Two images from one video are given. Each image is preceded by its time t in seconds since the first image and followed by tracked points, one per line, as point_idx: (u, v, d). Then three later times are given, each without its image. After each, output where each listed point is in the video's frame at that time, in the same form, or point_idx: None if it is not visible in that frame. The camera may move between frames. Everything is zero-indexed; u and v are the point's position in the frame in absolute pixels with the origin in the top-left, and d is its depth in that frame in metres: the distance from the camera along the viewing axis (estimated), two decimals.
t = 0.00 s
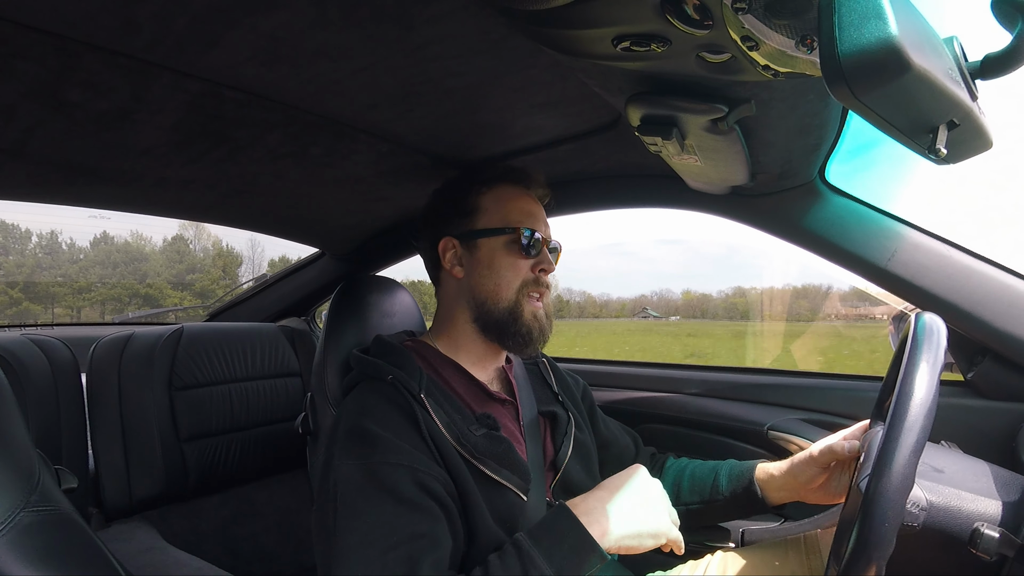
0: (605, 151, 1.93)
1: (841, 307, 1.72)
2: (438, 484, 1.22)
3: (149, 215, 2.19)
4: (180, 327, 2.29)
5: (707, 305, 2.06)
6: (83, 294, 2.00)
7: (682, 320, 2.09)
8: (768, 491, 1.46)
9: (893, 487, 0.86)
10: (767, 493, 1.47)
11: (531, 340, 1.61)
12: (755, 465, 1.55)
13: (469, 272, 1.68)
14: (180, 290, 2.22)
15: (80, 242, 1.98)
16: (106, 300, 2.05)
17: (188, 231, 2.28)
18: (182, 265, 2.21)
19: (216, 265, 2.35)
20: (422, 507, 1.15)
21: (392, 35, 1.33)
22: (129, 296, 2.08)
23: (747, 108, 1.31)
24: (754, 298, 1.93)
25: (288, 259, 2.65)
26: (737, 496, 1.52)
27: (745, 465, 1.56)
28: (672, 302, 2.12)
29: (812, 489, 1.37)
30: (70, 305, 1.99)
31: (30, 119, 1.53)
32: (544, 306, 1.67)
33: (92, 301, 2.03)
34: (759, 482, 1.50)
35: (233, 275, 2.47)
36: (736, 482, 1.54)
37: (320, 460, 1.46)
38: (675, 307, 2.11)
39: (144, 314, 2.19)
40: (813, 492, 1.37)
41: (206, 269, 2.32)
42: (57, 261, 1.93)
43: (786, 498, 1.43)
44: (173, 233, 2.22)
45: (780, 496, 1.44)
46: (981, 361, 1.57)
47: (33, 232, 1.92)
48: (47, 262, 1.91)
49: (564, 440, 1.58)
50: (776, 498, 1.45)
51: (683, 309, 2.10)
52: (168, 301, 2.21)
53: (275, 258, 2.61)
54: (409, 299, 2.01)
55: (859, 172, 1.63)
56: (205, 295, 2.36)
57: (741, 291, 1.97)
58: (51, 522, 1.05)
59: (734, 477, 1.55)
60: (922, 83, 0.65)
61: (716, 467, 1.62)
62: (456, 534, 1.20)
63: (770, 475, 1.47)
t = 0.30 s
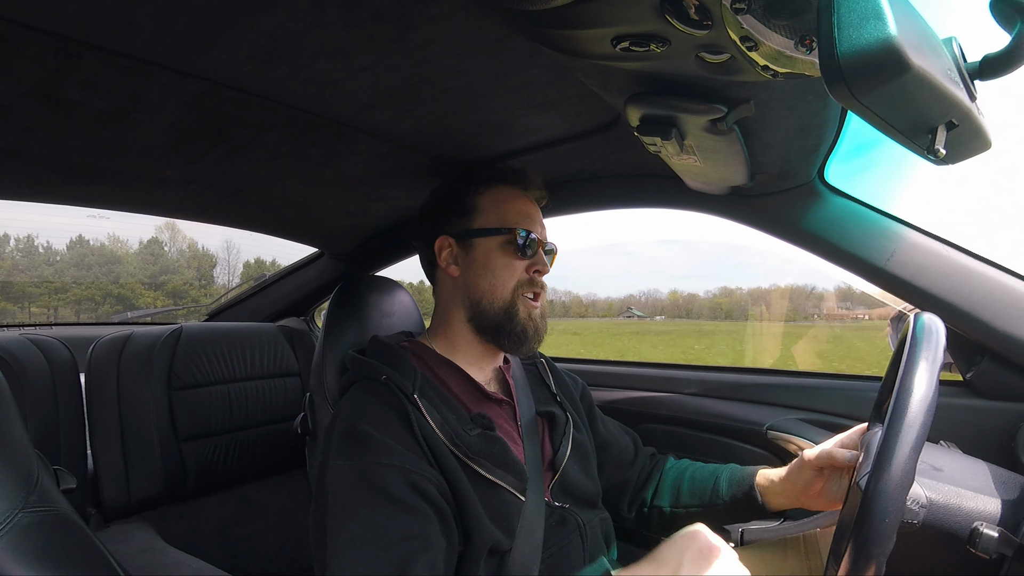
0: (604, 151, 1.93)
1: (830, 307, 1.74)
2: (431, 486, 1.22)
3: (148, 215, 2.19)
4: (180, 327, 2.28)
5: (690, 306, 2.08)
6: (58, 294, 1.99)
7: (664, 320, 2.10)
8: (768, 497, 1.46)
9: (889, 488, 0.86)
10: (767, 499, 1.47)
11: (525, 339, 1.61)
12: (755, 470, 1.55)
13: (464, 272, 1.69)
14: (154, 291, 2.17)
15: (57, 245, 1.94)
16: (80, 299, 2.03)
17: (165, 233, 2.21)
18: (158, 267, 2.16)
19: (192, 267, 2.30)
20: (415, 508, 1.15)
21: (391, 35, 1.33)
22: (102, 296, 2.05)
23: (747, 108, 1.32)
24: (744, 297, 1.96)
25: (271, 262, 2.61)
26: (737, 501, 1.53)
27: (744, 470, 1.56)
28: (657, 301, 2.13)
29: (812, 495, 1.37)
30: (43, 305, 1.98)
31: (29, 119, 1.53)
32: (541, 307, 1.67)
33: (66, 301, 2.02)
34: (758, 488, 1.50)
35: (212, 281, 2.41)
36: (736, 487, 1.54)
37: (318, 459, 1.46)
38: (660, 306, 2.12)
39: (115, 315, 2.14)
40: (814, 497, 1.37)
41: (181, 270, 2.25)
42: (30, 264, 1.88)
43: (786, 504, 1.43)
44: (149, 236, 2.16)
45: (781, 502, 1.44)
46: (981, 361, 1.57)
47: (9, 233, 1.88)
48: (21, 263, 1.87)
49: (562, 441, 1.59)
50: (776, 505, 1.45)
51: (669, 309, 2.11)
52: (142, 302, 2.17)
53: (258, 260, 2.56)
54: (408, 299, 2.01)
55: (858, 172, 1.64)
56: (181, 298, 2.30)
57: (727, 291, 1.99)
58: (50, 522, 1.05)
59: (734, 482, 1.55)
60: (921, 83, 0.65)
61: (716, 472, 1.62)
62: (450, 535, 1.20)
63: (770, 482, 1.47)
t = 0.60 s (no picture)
0: (603, 149, 1.93)
1: (809, 305, 1.81)
2: (431, 485, 1.22)
3: (147, 213, 2.19)
4: (179, 325, 2.29)
5: (676, 304, 2.11)
6: (36, 295, 1.96)
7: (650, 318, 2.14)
8: (768, 484, 1.46)
9: (889, 487, 0.87)
10: (766, 487, 1.47)
11: (517, 335, 1.61)
12: (755, 458, 1.54)
13: (453, 270, 1.69)
14: (130, 293, 2.14)
15: (35, 250, 1.91)
16: (57, 301, 2.00)
17: (144, 238, 2.17)
18: (134, 271, 2.13)
19: (169, 271, 2.25)
20: (414, 508, 1.15)
21: (390, 34, 1.32)
22: (78, 298, 2.02)
23: (746, 106, 1.31)
24: (730, 296, 2.00)
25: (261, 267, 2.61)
26: (737, 491, 1.52)
27: (743, 459, 1.56)
28: (642, 301, 2.16)
29: (808, 484, 1.37)
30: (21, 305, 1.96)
31: (28, 117, 1.53)
32: (532, 302, 1.68)
33: (45, 302, 1.99)
34: (758, 475, 1.49)
35: (190, 285, 2.35)
36: (736, 476, 1.53)
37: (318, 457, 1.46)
38: (647, 305, 2.16)
39: (109, 314, 2.16)
40: (810, 486, 1.37)
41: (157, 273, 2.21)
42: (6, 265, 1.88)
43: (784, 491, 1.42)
44: (128, 240, 2.12)
45: (780, 489, 1.43)
46: (980, 358, 1.57)
47: None
48: None
49: (561, 438, 1.59)
50: (775, 491, 1.45)
51: (654, 307, 2.15)
52: (120, 305, 2.14)
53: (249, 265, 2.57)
54: (408, 297, 2.01)
55: (857, 170, 1.64)
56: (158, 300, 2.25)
57: (714, 290, 2.03)
58: (52, 520, 1.05)
59: (733, 470, 1.55)
60: (920, 81, 0.65)
61: (715, 462, 1.62)
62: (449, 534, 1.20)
63: (769, 469, 1.47)
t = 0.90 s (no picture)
0: (604, 150, 1.93)
1: (791, 304, 1.86)
2: (432, 486, 1.22)
3: (148, 213, 2.19)
4: (180, 325, 2.29)
5: (662, 304, 2.11)
6: (17, 298, 1.95)
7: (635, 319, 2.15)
8: (770, 497, 1.46)
9: (891, 486, 0.87)
10: (768, 497, 1.47)
11: (520, 334, 1.61)
12: (757, 469, 1.55)
13: (454, 271, 1.70)
14: (109, 297, 2.09)
15: (16, 255, 1.89)
16: (36, 305, 1.98)
17: (124, 244, 2.11)
18: (111, 275, 2.07)
19: (149, 275, 2.18)
20: (414, 508, 1.15)
21: (391, 34, 1.33)
22: (58, 301, 2.00)
23: (747, 106, 1.32)
24: (715, 297, 2.02)
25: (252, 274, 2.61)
26: (737, 500, 1.52)
27: (745, 469, 1.56)
28: (630, 301, 2.17)
29: (815, 495, 1.36)
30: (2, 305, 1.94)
31: (29, 117, 1.53)
32: (533, 301, 1.67)
33: (26, 304, 1.97)
34: (762, 487, 1.49)
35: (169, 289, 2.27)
36: (737, 486, 1.54)
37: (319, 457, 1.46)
38: (633, 306, 2.17)
39: (113, 315, 2.15)
40: (817, 498, 1.36)
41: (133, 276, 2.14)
42: None
43: (788, 503, 1.42)
44: (107, 245, 2.07)
45: (782, 501, 1.43)
46: (982, 357, 1.57)
47: None
48: None
49: (562, 438, 1.59)
50: (778, 503, 1.45)
51: (642, 308, 2.15)
52: (99, 308, 2.11)
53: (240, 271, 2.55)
54: (409, 298, 2.02)
55: (857, 170, 1.65)
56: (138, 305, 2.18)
57: (700, 291, 2.04)
58: (51, 520, 1.05)
59: (735, 481, 1.55)
60: (921, 81, 0.65)
61: (719, 469, 1.62)
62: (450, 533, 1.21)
63: (772, 481, 1.46)
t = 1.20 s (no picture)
0: (603, 147, 1.93)
1: (779, 306, 1.89)
2: (431, 485, 1.22)
3: (147, 211, 2.19)
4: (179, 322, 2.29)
5: (649, 305, 2.14)
6: None
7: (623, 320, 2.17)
8: (768, 488, 1.46)
9: (889, 485, 0.87)
10: (766, 490, 1.47)
11: (522, 334, 1.61)
12: (755, 462, 1.54)
13: (454, 270, 1.69)
14: (89, 296, 2.12)
15: None
16: (18, 304, 1.99)
17: (107, 246, 2.09)
18: (92, 276, 2.07)
19: (130, 276, 2.17)
20: (412, 508, 1.15)
21: (390, 31, 1.32)
22: (37, 301, 2.01)
23: (747, 103, 1.31)
24: (702, 297, 2.05)
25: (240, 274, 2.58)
26: (736, 493, 1.52)
27: (743, 462, 1.56)
28: (618, 302, 2.18)
29: (812, 488, 1.36)
30: None
31: (28, 114, 1.53)
32: (533, 299, 1.68)
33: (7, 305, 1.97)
34: (760, 479, 1.49)
35: (151, 290, 2.26)
36: (736, 478, 1.53)
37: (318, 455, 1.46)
38: (620, 307, 2.18)
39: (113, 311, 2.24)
40: (814, 491, 1.36)
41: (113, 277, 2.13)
42: None
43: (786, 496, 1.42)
44: (89, 247, 2.05)
45: (780, 492, 1.43)
46: (981, 355, 1.57)
47: None
48: None
49: (561, 436, 1.59)
50: (776, 495, 1.45)
51: (628, 309, 2.17)
52: (80, 306, 2.14)
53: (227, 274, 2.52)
54: (408, 295, 2.02)
55: (858, 167, 1.64)
56: (117, 303, 2.20)
57: (687, 291, 2.06)
58: (53, 518, 1.05)
59: (734, 473, 1.55)
60: (921, 78, 0.65)
61: (716, 463, 1.62)
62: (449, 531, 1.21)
63: (770, 472, 1.47)
